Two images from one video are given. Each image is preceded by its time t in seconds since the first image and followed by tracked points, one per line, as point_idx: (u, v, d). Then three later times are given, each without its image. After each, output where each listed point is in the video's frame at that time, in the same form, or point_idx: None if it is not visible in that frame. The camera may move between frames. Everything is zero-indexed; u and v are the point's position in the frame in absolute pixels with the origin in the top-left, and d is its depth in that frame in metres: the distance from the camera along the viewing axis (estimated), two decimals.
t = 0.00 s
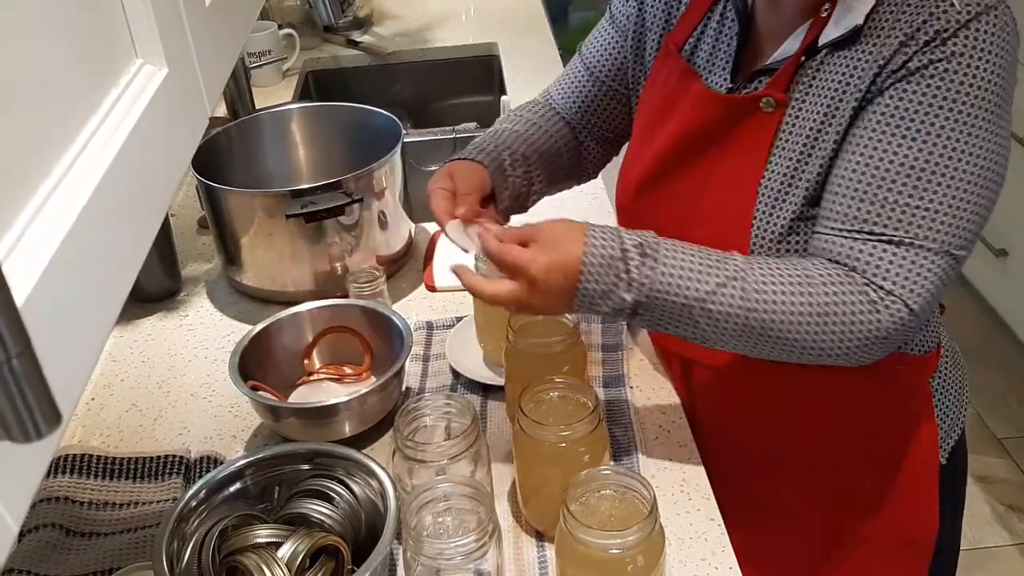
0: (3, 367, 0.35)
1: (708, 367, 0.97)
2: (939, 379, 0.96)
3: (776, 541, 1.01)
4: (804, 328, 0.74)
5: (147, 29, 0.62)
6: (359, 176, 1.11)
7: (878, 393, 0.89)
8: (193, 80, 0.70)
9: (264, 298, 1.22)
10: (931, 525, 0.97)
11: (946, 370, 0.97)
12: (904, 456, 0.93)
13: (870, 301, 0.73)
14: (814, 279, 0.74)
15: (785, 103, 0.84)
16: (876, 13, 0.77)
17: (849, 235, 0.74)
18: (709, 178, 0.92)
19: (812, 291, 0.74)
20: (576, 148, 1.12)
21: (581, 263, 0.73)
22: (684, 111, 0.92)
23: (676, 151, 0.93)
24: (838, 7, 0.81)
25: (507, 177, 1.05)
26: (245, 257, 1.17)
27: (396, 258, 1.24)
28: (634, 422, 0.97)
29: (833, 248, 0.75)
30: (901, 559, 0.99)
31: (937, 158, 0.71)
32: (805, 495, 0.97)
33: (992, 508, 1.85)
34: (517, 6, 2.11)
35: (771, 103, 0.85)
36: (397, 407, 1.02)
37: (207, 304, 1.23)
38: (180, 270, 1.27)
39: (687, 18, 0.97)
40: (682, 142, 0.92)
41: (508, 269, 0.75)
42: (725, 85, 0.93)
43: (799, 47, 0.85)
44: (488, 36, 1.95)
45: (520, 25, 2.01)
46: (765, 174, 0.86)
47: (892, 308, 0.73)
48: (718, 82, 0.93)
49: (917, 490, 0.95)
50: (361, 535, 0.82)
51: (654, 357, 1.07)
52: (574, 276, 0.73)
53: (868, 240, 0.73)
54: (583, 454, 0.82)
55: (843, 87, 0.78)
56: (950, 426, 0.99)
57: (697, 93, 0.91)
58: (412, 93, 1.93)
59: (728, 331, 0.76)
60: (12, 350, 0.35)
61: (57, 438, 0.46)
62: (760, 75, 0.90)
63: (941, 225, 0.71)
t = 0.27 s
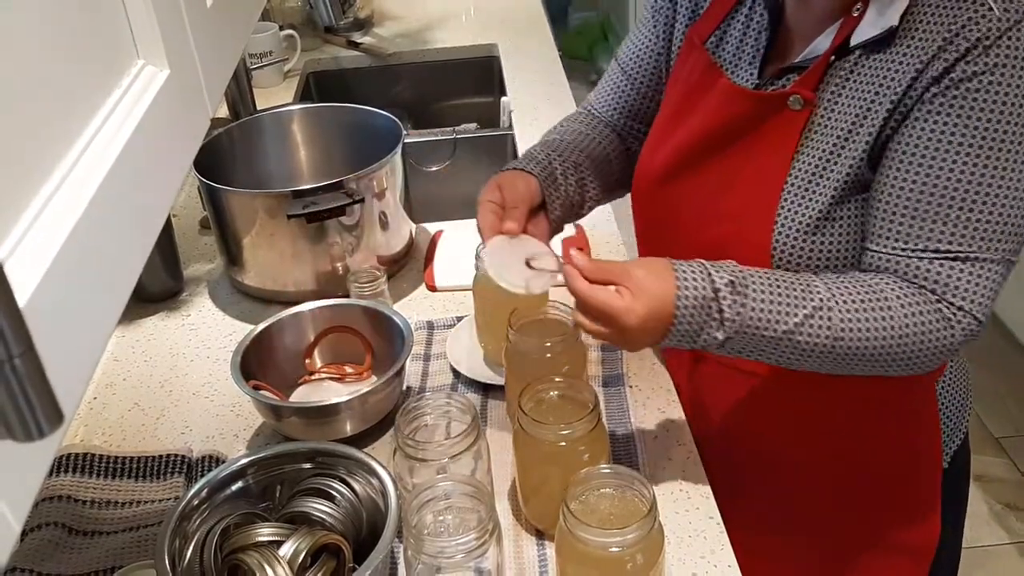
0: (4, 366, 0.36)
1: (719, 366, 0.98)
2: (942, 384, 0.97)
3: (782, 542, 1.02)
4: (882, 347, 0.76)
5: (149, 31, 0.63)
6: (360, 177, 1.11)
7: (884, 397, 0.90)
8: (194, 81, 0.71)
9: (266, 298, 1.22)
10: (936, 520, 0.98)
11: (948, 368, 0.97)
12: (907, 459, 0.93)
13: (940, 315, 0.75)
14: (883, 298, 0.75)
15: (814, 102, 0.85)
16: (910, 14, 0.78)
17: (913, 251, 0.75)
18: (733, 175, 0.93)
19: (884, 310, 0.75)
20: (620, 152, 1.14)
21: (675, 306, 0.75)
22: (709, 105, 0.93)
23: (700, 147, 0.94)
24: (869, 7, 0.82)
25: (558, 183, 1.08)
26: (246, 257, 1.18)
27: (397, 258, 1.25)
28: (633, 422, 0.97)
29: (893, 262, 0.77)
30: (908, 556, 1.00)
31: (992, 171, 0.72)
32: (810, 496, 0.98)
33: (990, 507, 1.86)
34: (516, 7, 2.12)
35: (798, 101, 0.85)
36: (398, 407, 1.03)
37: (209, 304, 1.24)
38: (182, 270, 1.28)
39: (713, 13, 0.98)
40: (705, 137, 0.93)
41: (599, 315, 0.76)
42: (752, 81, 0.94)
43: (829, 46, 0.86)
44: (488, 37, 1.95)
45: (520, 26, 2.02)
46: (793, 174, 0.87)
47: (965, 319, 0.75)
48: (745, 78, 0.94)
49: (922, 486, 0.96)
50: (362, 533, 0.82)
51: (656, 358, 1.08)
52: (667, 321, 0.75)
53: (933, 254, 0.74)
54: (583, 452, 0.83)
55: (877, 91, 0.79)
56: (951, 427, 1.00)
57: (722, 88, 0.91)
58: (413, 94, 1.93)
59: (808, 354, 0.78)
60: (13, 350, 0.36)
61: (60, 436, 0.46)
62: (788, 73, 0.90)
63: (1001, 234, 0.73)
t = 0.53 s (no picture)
0: (3, 366, 0.36)
1: (730, 363, 0.98)
2: (956, 384, 0.97)
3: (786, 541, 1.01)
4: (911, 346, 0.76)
5: (148, 29, 0.63)
6: (360, 176, 1.11)
7: (895, 395, 0.89)
8: (193, 80, 0.70)
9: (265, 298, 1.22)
10: (948, 520, 0.98)
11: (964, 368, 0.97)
12: (916, 460, 0.93)
13: (969, 315, 0.74)
14: (911, 296, 0.75)
15: (840, 98, 0.84)
16: (939, 12, 0.78)
17: (942, 250, 0.75)
18: (754, 169, 0.93)
19: (912, 309, 0.74)
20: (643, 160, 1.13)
21: (698, 304, 0.74)
22: (732, 99, 0.92)
23: (719, 141, 0.94)
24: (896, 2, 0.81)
25: (595, 200, 1.04)
26: (245, 257, 1.17)
27: (396, 258, 1.24)
28: (633, 422, 0.97)
29: (922, 261, 0.76)
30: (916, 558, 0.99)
31: None
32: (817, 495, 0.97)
33: (991, 508, 1.85)
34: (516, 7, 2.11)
35: (824, 95, 0.85)
36: (397, 407, 1.02)
37: (208, 304, 1.23)
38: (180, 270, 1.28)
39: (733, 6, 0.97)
40: (727, 130, 0.93)
41: (622, 306, 0.75)
42: (777, 75, 0.94)
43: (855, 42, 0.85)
44: (488, 36, 1.95)
45: (520, 25, 2.01)
46: (816, 171, 0.87)
47: (994, 319, 0.74)
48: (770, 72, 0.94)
49: (935, 485, 0.95)
50: (361, 534, 0.82)
51: (655, 358, 1.07)
52: (691, 317, 0.75)
53: (962, 254, 0.74)
54: (584, 453, 0.82)
55: (904, 88, 0.78)
56: (963, 428, 1.00)
57: (745, 82, 0.91)
58: (413, 94, 1.93)
59: (837, 352, 0.77)
60: (12, 350, 0.36)
61: (58, 437, 0.46)
62: (813, 67, 0.90)
63: None
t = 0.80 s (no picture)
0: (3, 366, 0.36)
1: (734, 361, 0.98)
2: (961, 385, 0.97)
3: (786, 542, 1.01)
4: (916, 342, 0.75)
5: (148, 30, 0.63)
6: (360, 176, 1.11)
7: (898, 393, 0.89)
8: (193, 80, 0.70)
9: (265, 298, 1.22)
10: (949, 520, 0.98)
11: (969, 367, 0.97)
12: (918, 460, 0.93)
13: (976, 308, 0.73)
14: (918, 287, 0.74)
15: (849, 93, 0.85)
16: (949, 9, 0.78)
17: (950, 242, 0.74)
18: (761, 164, 0.93)
19: (920, 299, 0.74)
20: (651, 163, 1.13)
21: (698, 292, 0.74)
22: (742, 96, 0.93)
23: (726, 137, 0.94)
24: None
25: (605, 200, 1.03)
26: (245, 257, 1.17)
27: (396, 258, 1.24)
28: (633, 422, 0.97)
29: (929, 254, 0.76)
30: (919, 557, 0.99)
31: None
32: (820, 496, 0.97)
33: (991, 508, 1.85)
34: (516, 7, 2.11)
35: (834, 92, 0.85)
36: (397, 407, 1.02)
37: (208, 304, 1.23)
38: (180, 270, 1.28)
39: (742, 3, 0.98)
40: (735, 126, 0.93)
41: (619, 296, 0.74)
42: (786, 71, 0.94)
43: (864, 39, 0.86)
44: (488, 36, 1.94)
45: (520, 25, 2.01)
46: (824, 167, 0.87)
47: (1001, 313, 0.74)
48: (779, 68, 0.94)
49: (937, 484, 0.95)
50: (361, 534, 0.82)
51: (655, 358, 1.07)
52: (693, 302, 0.74)
53: (970, 246, 0.74)
54: (584, 453, 0.82)
55: (914, 83, 0.79)
56: (968, 429, 1.00)
57: (756, 78, 0.91)
58: (413, 93, 1.93)
59: (843, 343, 0.76)
60: (12, 350, 0.36)
61: (58, 437, 0.46)
62: (823, 64, 0.90)
63: None
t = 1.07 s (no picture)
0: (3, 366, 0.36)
1: (733, 361, 0.98)
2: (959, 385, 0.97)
3: (787, 542, 1.01)
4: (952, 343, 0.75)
5: (148, 30, 0.62)
6: (360, 176, 1.11)
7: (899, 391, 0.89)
8: (193, 80, 0.70)
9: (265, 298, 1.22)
10: (949, 518, 0.98)
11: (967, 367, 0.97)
12: (917, 459, 0.93)
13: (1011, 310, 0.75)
14: (957, 295, 0.75)
15: (847, 92, 0.84)
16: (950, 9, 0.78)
17: (981, 247, 0.75)
18: (761, 163, 0.93)
19: (958, 306, 0.75)
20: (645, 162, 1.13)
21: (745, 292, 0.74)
22: (741, 96, 0.93)
23: (725, 136, 0.94)
24: None
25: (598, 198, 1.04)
26: (245, 257, 1.17)
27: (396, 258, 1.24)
28: (633, 422, 0.97)
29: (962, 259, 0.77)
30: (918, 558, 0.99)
31: None
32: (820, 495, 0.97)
33: (991, 508, 1.85)
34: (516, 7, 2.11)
35: (834, 91, 0.85)
36: (397, 407, 1.02)
37: (207, 304, 1.23)
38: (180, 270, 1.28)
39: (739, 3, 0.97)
40: (735, 126, 0.93)
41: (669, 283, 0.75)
42: (784, 70, 0.93)
43: (864, 38, 0.85)
44: (488, 36, 1.95)
45: (520, 25, 2.01)
46: (827, 167, 0.87)
47: None
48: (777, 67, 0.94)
49: (938, 485, 0.95)
50: (361, 534, 0.82)
51: (655, 358, 1.07)
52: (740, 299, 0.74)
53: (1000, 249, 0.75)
54: (583, 453, 0.82)
55: (922, 85, 0.79)
56: (966, 429, 1.00)
57: (756, 78, 0.91)
58: (413, 93, 1.93)
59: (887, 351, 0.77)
60: (12, 350, 0.36)
61: (58, 437, 0.46)
62: (822, 63, 0.90)
63: None
